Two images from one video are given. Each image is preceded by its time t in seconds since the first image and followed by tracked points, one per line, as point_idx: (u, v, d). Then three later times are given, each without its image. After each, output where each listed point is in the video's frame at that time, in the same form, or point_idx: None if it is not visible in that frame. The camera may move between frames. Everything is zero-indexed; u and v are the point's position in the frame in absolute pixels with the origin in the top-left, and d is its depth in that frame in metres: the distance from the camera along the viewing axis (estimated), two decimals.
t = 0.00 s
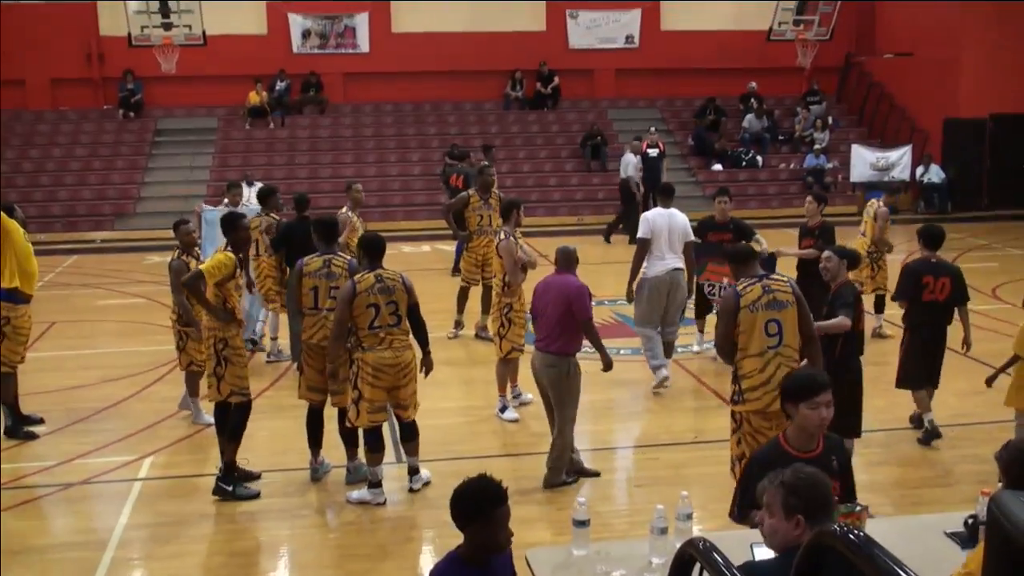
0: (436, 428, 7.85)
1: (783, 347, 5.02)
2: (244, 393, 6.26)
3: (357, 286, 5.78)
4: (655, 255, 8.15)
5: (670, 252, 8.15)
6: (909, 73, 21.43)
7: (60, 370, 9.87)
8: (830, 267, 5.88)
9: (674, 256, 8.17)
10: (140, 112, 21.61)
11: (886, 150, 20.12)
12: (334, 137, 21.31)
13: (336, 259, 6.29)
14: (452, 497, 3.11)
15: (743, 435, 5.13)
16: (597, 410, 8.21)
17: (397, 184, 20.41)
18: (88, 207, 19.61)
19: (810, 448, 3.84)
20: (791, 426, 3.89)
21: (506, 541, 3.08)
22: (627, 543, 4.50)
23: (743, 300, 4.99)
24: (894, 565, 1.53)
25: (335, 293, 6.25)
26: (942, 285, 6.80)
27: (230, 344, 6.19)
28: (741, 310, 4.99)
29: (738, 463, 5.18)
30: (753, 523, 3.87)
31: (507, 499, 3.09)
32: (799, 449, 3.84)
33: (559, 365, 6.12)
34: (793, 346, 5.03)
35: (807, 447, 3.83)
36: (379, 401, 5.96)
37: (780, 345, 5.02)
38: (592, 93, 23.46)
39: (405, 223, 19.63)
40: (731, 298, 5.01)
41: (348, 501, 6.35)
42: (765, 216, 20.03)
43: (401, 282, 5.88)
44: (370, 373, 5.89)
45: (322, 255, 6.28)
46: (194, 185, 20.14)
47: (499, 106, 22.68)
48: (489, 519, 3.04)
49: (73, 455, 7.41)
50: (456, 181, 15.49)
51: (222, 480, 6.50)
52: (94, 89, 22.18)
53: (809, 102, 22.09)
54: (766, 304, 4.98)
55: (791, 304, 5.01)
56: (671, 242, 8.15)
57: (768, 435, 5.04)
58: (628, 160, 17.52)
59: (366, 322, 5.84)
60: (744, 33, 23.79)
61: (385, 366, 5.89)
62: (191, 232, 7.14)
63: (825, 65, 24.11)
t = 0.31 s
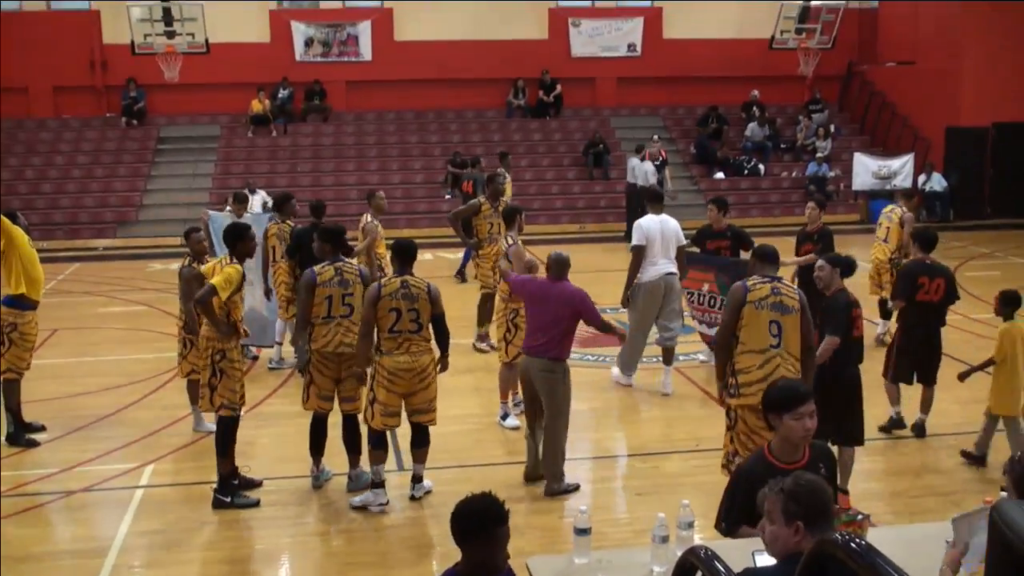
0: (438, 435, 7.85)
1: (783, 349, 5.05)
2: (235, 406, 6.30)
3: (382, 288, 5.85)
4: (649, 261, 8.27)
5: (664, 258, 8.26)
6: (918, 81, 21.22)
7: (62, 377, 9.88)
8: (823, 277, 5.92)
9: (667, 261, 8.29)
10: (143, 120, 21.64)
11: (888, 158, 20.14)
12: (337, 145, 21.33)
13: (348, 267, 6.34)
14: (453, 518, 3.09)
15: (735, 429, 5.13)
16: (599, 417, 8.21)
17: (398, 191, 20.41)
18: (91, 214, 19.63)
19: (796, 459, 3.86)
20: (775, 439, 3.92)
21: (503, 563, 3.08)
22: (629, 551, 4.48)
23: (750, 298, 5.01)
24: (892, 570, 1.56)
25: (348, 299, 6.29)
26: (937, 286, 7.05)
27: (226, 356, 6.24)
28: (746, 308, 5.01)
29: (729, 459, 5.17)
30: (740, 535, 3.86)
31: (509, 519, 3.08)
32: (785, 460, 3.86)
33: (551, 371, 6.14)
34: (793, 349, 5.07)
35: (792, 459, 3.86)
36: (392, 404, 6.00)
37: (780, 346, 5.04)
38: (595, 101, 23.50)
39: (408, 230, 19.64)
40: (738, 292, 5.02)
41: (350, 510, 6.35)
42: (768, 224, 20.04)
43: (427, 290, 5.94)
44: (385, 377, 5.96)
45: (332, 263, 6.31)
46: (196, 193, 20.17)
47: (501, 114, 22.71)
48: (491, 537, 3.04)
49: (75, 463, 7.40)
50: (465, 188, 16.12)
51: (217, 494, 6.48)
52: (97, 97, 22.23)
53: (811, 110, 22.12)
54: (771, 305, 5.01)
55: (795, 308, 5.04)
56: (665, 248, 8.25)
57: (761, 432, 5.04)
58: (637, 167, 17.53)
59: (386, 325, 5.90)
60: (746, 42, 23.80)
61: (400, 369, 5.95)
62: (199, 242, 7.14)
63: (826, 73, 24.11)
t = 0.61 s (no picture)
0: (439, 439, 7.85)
1: (780, 350, 5.07)
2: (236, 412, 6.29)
3: (394, 289, 6.03)
4: (631, 262, 8.56)
5: (646, 258, 8.56)
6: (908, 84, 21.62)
7: (63, 381, 9.88)
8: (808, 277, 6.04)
9: (650, 262, 8.58)
10: (144, 124, 21.66)
11: (889, 162, 20.14)
12: (337, 149, 21.33)
13: (345, 269, 6.32)
14: (454, 550, 3.02)
15: (727, 426, 5.13)
16: (601, 421, 8.20)
17: (399, 195, 20.41)
18: (91, 218, 19.63)
19: (802, 460, 3.85)
20: (781, 441, 3.93)
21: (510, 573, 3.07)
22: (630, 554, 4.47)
23: (752, 298, 5.02)
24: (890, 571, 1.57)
25: (348, 301, 6.28)
26: (921, 288, 7.08)
27: (229, 360, 6.22)
28: (748, 307, 5.02)
29: (720, 455, 5.18)
30: (745, 538, 3.87)
31: (509, 554, 3.02)
32: (790, 462, 3.86)
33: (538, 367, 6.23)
34: (789, 350, 5.09)
35: (799, 460, 3.85)
36: (400, 402, 6.14)
37: (778, 347, 5.06)
38: (595, 105, 23.52)
39: (408, 233, 19.63)
40: (740, 290, 5.02)
41: (352, 515, 6.35)
42: (769, 228, 20.03)
43: (437, 291, 6.07)
44: (395, 374, 6.09)
45: (330, 265, 6.29)
46: (197, 197, 20.17)
47: (502, 118, 22.73)
48: (493, 569, 2.97)
49: (76, 467, 7.41)
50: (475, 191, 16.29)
51: (219, 498, 6.49)
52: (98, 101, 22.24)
53: (812, 115, 22.13)
54: (771, 305, 5.03)
55: (793, 310, 5.07)
56: (646, 249, 8.53)
57: (756, 432, 5.05)
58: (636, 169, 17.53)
59: (396, 324, 6.05)
60: (746, 45, 23.82)
61: (408, 369, 6.06)
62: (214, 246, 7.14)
63: (827, 77, 24.13)
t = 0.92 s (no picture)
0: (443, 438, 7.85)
1: (770, 345, 5.34)
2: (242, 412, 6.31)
3: (399, 285, 6.17)
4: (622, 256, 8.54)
5: (636, 252, 8.53)
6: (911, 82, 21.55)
7: (67, 382, 9.89)
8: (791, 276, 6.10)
9: (640, 256, 8.54)
10: (146, 125, 21.67)
11: (892, 160, 20.12)
12: (339, 148, 21.33)
13: (344, 268, 6.33)
14: None
15: (725, 424, 5.44)
16: (605, 419, 8.21)
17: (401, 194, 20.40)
18: (94, 218, 19.64)
19: (813, 457, 3.85)
20: (791, 439, 3.93)
21: None
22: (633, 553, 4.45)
23: (739, 297, 5.30)
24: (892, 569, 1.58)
25: (346, 300, 6.29)
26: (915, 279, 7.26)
27: (235, 360, 6.22)
28: (736, 306, 5.31)
29: (716, 448, 5.49)
30: (755, 534, 3.88)
31: None
32: (800, 459, 3.86)
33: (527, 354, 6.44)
34: (778, 346, 5.36)
35: (809, 457, 3.85)
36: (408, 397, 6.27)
37: (767, 342, 5.33)
38: (598, 104, 23.53)
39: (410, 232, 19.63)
40: (726, 291, 5.31)
41: (357, 513, 6.36)
42: (772, 227, 20.01)
43: (441, 287, 6.17)
44: (400, 370, 6.21)
45: (328, 265, 6.31)
46: (200, 197, 20.19)
47: (504, 117, 22.74)
48: None
49: (79, 467, 7.41)
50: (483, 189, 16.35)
51: (223, 498, 6.50)
52: (101, 101, 22.26)
53: (815, 112, 22.13)
54: (759, 301, 5.31)
55: (780, 305, 5.34)
56: (636, 243, 8.51)
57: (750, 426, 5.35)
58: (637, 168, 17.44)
59: (401, 319, 6.18)
60: (749, 43, 23.79)
61: (413, 365, 6.17)
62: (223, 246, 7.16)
63: (830, 74, 24.08)
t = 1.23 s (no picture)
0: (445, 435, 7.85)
1: (749, 338, 5.47)
2: (251, 405, 6.31)
3: (399, 277, 6.31)
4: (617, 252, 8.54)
5: (633, 248, 8.52)
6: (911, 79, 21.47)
7: (68, 379, 9.90)
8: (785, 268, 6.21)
9: (637, 253, 8.53)
10: (148, 122, 21.66)
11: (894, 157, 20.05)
12: (341, 145, 21.34)
13: (337, 265, 6.32)
14: None
15: (711, 415, 5.65)
16: (607, 416, 8.22)
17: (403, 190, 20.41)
18: (97, 216, 19.65)
19: (816, 455, 3.87)
20: (795, 436, 3.94)
21: None
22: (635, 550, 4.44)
23: (712, 295, 5.45)
24: (894, 566, 1.58)
25: (339, 297, 6.28)
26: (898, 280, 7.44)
27: (241, 355, 6.24)
28: (709, 304, 5.46)
29: (707, 438, 5.71)
30: (758, 532, 3.88)
31: None
32: (806, 457, 3.87)
33: (530, 349, 6.44)
34: (758, 336, 5.47)
35: (812, 455, 3.87)
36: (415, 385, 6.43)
37: (746, 335, 5.46)
38: (599, 100, 23.54)
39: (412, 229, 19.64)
40: (700, 290, 5.47)
41: (360, 511, 6.36)
42: (774, 224, 20.04)
43: (440, 279, 6.29)
44: (405, 360, 6.37)
45: (321, 263, 6.30)
46: (202, 195, 20.20)
47: (506, 114, 22.75)
48: None
49: (81, 464, 7.41)
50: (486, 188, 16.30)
51: (224, 494, 6.49)
52: (103, 99, 22.26)
53: (817, 109, 22.14)
54: (733, 297, 5.43)
55: (756, 297, 5.43)
56: (634, 240, 8.51)
57: (734, 417, 5.54)
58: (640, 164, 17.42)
59: (403, 311, 6.32)
60: (750, 40, 23.78)
61: (417, 355, 6.33)
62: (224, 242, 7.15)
63: (832, 71, 24.05)
